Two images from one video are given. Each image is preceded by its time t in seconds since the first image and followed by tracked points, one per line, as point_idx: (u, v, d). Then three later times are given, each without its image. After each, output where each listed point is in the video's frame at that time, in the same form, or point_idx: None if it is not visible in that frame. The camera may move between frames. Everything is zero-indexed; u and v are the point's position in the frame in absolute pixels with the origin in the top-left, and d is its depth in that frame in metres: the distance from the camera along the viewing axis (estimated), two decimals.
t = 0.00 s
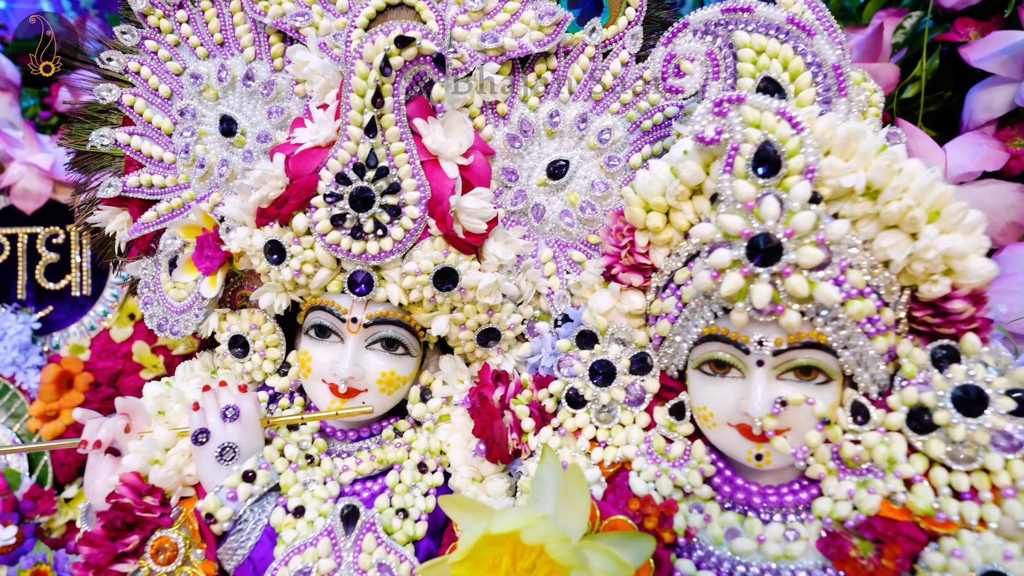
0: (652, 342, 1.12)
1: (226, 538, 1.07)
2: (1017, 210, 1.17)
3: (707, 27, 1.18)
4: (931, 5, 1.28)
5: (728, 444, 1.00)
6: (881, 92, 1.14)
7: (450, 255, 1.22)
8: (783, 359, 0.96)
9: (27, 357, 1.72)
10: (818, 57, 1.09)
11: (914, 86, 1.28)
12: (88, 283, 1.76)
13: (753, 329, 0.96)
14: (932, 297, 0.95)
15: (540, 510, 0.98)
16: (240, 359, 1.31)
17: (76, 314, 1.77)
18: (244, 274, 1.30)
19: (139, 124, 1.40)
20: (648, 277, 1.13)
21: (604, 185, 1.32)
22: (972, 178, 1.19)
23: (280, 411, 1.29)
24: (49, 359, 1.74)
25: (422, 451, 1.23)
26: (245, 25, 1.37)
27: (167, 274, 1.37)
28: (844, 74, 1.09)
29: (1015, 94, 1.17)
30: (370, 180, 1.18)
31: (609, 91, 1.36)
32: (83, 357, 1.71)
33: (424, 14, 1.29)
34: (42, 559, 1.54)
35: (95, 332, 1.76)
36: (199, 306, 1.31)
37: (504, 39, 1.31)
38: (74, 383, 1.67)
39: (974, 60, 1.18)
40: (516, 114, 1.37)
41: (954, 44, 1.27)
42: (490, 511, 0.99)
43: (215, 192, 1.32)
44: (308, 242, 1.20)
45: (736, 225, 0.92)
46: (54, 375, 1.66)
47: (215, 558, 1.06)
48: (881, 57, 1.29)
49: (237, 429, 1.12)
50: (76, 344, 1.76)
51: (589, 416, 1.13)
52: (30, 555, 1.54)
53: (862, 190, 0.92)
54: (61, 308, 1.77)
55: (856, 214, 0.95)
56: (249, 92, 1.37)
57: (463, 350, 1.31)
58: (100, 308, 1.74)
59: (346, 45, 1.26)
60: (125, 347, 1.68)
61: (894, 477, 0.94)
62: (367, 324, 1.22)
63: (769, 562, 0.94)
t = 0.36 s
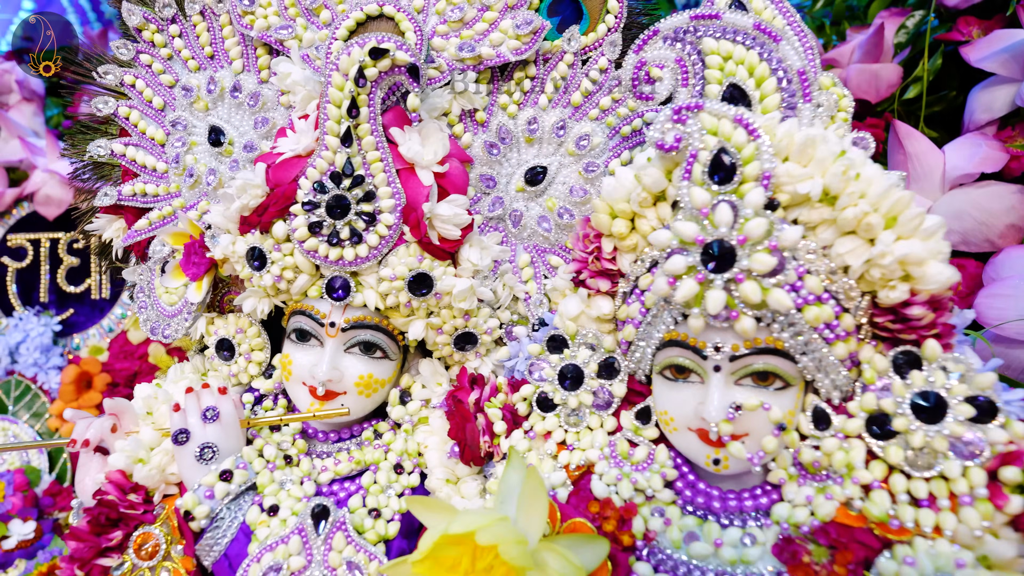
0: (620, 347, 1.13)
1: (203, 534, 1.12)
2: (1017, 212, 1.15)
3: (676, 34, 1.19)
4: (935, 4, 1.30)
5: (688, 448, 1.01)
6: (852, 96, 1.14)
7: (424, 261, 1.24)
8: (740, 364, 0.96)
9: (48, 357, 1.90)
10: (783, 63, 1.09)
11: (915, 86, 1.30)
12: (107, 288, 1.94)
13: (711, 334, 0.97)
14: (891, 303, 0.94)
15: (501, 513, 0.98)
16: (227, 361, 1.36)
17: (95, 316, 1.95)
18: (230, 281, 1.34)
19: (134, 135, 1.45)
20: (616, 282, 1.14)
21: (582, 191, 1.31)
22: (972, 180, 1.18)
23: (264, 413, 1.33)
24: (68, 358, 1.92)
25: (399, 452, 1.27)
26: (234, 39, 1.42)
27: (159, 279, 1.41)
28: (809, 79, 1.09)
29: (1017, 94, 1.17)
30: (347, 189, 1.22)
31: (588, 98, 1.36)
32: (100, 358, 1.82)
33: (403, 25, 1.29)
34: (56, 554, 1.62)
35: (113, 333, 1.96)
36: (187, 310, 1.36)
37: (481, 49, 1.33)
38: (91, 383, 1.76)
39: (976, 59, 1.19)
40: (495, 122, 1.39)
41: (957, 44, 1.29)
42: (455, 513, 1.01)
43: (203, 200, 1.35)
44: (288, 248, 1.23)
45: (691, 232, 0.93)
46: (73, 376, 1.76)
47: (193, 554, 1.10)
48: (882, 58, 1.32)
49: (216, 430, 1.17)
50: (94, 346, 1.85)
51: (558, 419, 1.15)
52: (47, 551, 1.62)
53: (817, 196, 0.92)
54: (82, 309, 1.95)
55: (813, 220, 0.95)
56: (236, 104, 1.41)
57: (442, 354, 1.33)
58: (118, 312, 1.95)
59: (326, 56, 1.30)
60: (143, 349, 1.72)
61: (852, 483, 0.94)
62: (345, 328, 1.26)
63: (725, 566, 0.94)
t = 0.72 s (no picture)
0: (588, 344, 1.16)
1: (191, 519, 1.19)
2: (1012, 211, 1.16)
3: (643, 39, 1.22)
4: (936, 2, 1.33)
5: (646, 440, 1.04)
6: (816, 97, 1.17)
7: (404, 262, 1.29)
8: (693, 359, 0.99)
9: (75, 356, 2.02)
10: (744, 67, 1.12)
11: (915, 86, 1.33)
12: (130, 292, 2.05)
13: (665, 330, 1.00)
14: (842, 299, 0.96)
15: (465, 501, 1.03)
16: (222, 357, 1.43)
17: (120, 317, 2.07)
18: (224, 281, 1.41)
19: (139, 144, 1.54)
20: (584, 280, 1.17)
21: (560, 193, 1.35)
22: (966, 179, 1.19)
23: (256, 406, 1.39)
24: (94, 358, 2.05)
25: (381, 444, 1.32)
26: (230, 51, 1.49)
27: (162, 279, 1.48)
28: (767, 82, 1.13)
29: (1012, 92, 1.19)
30: (329, 193, 1.28)
31: (568, 103, 1.41)
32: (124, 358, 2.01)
33: (386, 35, 1.35)
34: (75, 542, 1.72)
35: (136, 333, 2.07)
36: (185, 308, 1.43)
37: (461, 57, 1.38)
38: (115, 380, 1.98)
39: (972, 58, 1.22)
40: (476, 127, 1.44)
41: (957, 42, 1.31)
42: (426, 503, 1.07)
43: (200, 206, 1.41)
44: (275, 250, 1.30)
45: (643, 232, 0.96)
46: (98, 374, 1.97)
47: (182, 538, 1.17)
48: (883, 56, 1.36)
49: (206, 421, 1.24)
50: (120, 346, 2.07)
51: (529, 413, 1.19)
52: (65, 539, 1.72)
53: (767, 196, 0.95)
54: (108, 310, 2.08)
55: (763, 219, 0.98)
56: (232, 112, 1.48)
57: (424, 351, 1.39)
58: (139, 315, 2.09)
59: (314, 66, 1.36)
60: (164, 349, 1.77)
61: (802, 475, 0.96)
62: (329, 326, 1.32)
63: (677, 555, 0.97)
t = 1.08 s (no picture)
0: (567, 342, 1.21)
1: (193, 506, 1.27)
2: (1012, 213, 1.22)
3: (622, 50, 1.26)
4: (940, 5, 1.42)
5: (616, 435, 1.09)
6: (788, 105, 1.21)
7: (396, 265, 1.36)
8: (658, 357, 1.03)
9: (109, 357, 2.15)
10: (714, 76, 1.16)
11: (922, 88, 1.44)
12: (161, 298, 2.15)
13: (631, 329, 1.04)
14: (801, 299, 0.99)
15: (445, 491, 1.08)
16: (230, 355, 1.51)
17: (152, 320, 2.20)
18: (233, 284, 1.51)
19: (156, 155, 1.64)
20: (562, 282, 1.22)
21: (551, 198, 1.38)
22: (966, 181, 1.26)
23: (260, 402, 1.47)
24: (126, 359, 2.18)
25: (375, 439, 1.38)
26: (240, 67, 1.58)
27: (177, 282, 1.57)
28: (735, 90, 1.17)
29: (1013, 93, 1.26)
30: (325, 200, 1.35)
31: (556, 112, 1.45)
32: (155, 358, 2.14)
33: (382, 50, 1.44)
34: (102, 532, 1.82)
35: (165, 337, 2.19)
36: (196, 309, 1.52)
37: (453, 69, 1.45)
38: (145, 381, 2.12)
39: (975, 61, 1.30)
40: (468, 136, 1.50)
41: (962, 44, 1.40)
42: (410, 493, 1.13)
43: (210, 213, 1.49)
44: (276, 254, 1.38)
45: (608, 235, 1.01)
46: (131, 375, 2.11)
47: (187, 523, 1.25)
48: (888, 59, 1.47)
49: (210, 414, 1.33)
50: (150, 348, 2.16)
51: (510, 410, 1.24)
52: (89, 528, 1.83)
53: (727, 200, 0.99)
54: (142, 314, 2.21)
55: (723, 222, 1.02)
56: (240, 125, 1.57)
57: (418, 350, 1.45)
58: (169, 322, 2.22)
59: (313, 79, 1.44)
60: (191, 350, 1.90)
61: (762, 469, 1.00)
62: (326, 325, 1.39)
63: (642, 545, 1.01)
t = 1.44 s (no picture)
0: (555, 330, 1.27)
1: (208, 482, 1.37)
2: (1017, 207, 1.26)
3: (609, 51, 1.31)
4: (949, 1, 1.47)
5: (596, 416, 1.14)
6: (768, 101, 1.26)
7: (397, 258, 1.44)
8: (635, 342, 1.08)
9: (146, 353, 2.29)
10: (695, 73, 1.21)
11: (931, 83, 1.49)
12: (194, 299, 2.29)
13: (609, 315, 1.10)
14: (771, 286, 1.03)
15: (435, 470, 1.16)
16: (246, 345, 1.61)
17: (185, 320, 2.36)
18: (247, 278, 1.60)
19: (180, 158, 1.75)
20: (551, 273, 1.27)
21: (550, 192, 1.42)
22: (970, 176, 1.31)
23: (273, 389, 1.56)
24: (162, 355, 2.32)
25: (378, 424, 1.46)
26: (257, 75, 1.68)
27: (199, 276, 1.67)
28: (714, 86, 1.21)
29: (1019, 87, 1.30)
30: (332, 198, 1.44)
31: (554, 111, 1.51)
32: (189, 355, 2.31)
33: (386, 55, 1.52)
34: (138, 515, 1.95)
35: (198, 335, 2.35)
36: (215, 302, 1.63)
37: (453, 73, 1.52)
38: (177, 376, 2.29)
39: (983, 54, 1.34)
40: (468, 135, 1.56)
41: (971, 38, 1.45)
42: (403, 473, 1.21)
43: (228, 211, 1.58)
44: (287, 249, 1.47)
45: (585, 226, 1.06)
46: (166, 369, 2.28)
47: (202, 499, 1.36)
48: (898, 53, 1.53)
49: (225, 397, 1.44)
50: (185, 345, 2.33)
51: (503, 395, 1.30)
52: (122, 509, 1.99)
53: (698, 191, 1.04)
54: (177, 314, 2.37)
55: (696, 213, 1.06)
56: (257, 129, 1.66)
57: (420, 340, 1.52)
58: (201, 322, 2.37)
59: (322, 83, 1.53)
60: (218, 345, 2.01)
61: (733, 449, 1.04)
62: (333, 316, 1.47)
63: (618, 521, 1.06)
